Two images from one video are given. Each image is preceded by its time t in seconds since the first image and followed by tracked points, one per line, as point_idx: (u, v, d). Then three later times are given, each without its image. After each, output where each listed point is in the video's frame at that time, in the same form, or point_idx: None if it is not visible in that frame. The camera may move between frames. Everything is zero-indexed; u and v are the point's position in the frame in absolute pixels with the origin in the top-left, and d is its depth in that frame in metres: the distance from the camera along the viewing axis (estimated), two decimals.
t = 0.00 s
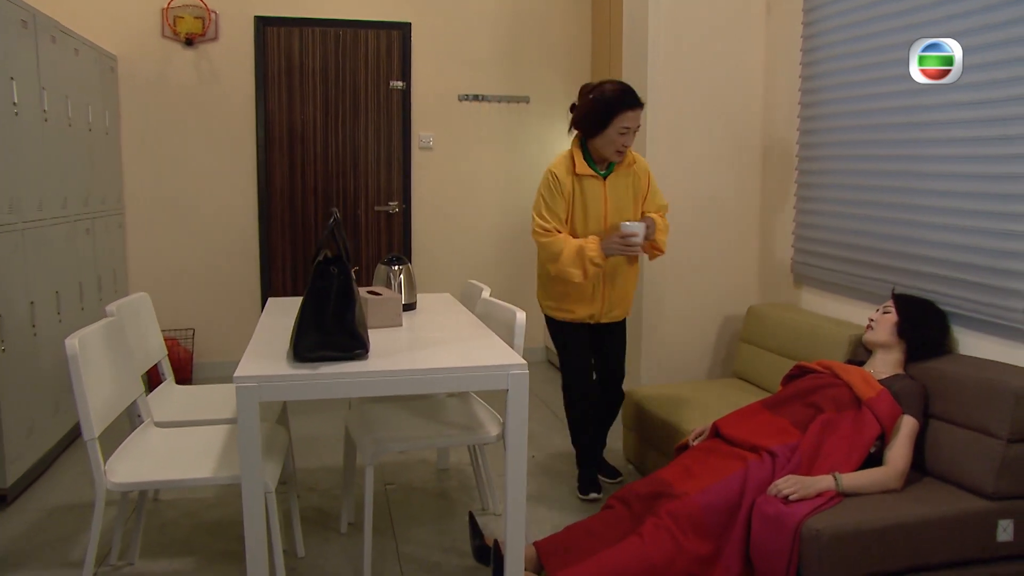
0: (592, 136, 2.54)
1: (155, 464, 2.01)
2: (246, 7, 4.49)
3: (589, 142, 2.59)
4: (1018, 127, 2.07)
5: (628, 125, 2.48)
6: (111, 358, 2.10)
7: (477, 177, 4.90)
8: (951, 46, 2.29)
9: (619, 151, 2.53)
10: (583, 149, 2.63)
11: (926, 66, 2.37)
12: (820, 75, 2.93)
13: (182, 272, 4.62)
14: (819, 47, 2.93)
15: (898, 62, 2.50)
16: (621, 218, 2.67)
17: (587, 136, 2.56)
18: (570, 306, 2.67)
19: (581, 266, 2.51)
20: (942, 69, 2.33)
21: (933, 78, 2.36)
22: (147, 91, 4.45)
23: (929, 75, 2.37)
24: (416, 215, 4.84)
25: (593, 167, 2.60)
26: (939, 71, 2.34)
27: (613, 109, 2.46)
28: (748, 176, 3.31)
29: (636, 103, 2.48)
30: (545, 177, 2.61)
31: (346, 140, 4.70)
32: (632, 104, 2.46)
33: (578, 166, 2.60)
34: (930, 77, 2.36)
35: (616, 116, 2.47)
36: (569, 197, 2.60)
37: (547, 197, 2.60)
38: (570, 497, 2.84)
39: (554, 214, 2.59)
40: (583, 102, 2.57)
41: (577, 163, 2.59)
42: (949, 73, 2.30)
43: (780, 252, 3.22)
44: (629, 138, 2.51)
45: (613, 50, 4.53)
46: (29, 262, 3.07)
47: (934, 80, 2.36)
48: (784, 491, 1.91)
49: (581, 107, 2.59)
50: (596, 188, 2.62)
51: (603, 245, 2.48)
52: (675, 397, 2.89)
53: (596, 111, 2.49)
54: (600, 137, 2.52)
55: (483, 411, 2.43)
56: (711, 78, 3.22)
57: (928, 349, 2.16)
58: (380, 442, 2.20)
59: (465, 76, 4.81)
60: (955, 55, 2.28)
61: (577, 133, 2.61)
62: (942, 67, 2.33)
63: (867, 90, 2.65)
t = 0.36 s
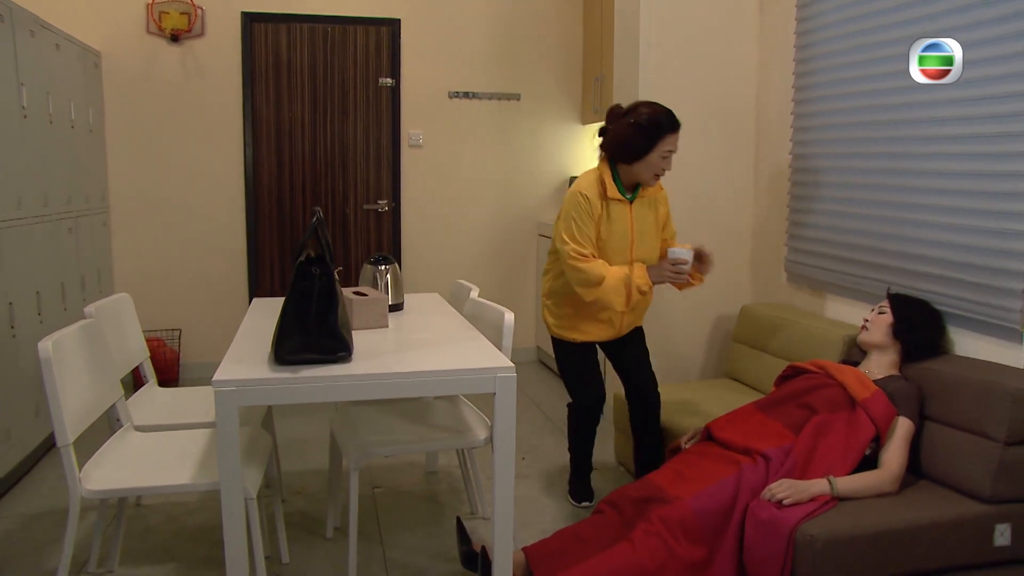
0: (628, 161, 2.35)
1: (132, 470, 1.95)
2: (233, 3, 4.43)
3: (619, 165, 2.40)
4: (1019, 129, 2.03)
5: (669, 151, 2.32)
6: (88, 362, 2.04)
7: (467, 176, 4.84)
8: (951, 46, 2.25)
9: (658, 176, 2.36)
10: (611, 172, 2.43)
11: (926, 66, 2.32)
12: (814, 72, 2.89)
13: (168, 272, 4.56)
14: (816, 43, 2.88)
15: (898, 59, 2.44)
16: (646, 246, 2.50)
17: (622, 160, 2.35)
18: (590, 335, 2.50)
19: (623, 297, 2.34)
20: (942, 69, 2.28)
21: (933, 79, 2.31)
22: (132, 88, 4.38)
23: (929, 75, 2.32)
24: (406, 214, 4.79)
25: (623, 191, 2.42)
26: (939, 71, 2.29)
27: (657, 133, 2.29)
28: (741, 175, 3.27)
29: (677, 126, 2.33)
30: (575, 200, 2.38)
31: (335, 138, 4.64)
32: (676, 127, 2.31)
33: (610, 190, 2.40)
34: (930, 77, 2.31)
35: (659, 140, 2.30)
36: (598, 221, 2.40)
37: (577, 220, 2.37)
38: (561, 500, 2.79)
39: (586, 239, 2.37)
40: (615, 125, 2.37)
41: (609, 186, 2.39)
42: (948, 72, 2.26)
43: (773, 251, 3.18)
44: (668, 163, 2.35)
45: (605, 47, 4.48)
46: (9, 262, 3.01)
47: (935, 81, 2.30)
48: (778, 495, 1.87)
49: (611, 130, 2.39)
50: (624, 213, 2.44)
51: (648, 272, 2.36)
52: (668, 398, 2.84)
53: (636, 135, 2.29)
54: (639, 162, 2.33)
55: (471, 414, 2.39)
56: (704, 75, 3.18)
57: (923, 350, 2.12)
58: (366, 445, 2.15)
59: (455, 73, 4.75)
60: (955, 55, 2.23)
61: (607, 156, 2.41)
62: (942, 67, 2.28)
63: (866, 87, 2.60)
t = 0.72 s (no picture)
0: (666, 199, 2.25)
1: (107, 475, 1.89)
2: None
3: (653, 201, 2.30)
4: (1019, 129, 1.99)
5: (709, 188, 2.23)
6: (62, 364, 1.98)
7: (457, 172, 4.79)
8: (950, 45, 2.20)
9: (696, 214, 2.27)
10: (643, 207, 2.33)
11: (925, 65, 2.26)
12: (807, 67, 2.85)
13: (153, 270, 4.49)
14: (811, 38, 2.82)
15: (896, 55, 2.39)
16: (679, 281, 2.41)
17: (659, 199, 2.26)
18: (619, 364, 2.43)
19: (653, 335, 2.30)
20: (942, 70, 2.23)
21: (933, 79, 2.25)
22: (116, 83, 4.30)
23: (927, 75, 2.27)
24: (395, 211, 4.73)
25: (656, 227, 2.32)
26: (938, 70, 2.24)
27: (697, 172, 2.18)
28: (734, 172, 3.22)
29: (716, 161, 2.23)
30: (607, 237, 2.26)
31: (323, 134, 4.57)
32: (715, 163, 2.20)
33: (643, 227, 2.30)
34: (928, 76, 2.26)
35: (699, 178, 2.19)
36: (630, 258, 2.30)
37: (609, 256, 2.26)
38: (551, 501, 2.75)
39: (618, 276, 2.27)
40: (650, 163, 2.26)
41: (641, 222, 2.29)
42: (947, 72, 2.20)
43: (766, 248, 3.14)
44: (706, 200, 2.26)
45: (596, 42, 4.43)
46: None
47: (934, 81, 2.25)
48: (771, 498, 1.82)
49: (645, 166, 2.28)
50: (656, 249, 2.34)
51: (685, 310, 2.29)
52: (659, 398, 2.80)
53: (674, 174, 2.19)
54: (678, 201, 2.24)
55: (459, 415, 2.34)
56: (696, 70, 3.13)
57: (920, 350, 2.09)
58: (350, 448, 2.10)
59: (445, 69, 4.69)
60: (955, 55, 2.18)
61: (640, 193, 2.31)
62: (942, 67, 2.23)
63: (863, 82, 2.54)
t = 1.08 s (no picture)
0: (660, 252, 2.15)
1: (82, 480, 1.83)
2: None
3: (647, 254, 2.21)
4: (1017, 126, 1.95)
5: (701, 237, 2.13)
6: (37, 366, 1.92)
7: (447, 168, 4.74)
8: (950, 45, 2.14)
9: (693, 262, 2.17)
10: (638, 261, 2.25)
11: (925, 65, 2.20)
12: (801, 62, 2.81)
13: (138, 268, 4.42)
14: (805, 30, 2.78)
15: (892, 49, 2.35)
16: (687, 326, 2.31)
17: (652, 252, 2.17)
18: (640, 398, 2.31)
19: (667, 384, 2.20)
20: (942, 70, 2.17)
21: (933, 79, 2.19)
22: (98, 77, 4.23)
23: (928, 75, 2.20)
24: (384, 207, 4.67)
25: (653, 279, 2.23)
26: (938, 71, 2.18)
27: (686, 222, 2.09)
28: (726, 168, 3.18)
29: (706, 207, 2.14)
30: (605, 293, 2.21)
31: (310, 130, 4.51)
32: (705, 213, 2.11)
33: (639, 280, 2.22)
34: (928, 77, 2.20)
35: (689, 229, 2.10)
36: (630, 311, 2.22)
37: (608, 313, 2.21)
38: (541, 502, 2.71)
39: (622, 330, 2.20)
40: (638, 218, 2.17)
41: (636, 275, 2.21)
42: (948, 72, 2.15)
43: (758, 245, 3.11)
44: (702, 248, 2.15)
45: (587, 37, 4.38)
46: None
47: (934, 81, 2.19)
48: (764, 501, 1.79)
49: (633, 221, 2.20)
50: (657, 299, 2.24)
51: (697, 352, 2.19)
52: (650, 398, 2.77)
53: (663, 228, 2.10)
54: (672, 253, 2.14)
55: (446, 416, 2.29)
56: (688, 65, 3.09)
57: (917, 351, 2.04)
58: (334, 450, 2.05)
59: (434, 64, 4.64)
60: (955, 55, 2.13)
61: (632, 247, 2.22)
62: (942, 67, 2.17)
63: (858, 75, 2.50)
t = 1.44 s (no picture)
0: (658, 265, 2.25)
1: (58, 482, 1.78)
2: None
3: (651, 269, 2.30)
4: (1015, 120, 1.91)
5: (698, 251, 2.19)
6: (11, 364, 1.86)
7: (437, 162, 4.68)
8: (950, 45, 2.09)
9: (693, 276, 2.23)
10: (645, 276, 2.34)
11: (925, 65, 2.15)
12: (795, 54, 2.76)
13: (123, 263, 4.35)
14: (800, 20, 2.73)
15: (888, 39, 2.30)
16: (695, 340, 2.35)
17: (652, 266, 2.27)
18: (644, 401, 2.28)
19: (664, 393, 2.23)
20: (942, 70, 2.12)
21: (933, 79, 2.14)
22: (81, 69, 4.14)
23: (928, 76, 2.15)
24: (373, 201, 4.62)
25: (658, 293, 2.31)
26: (939, 71, 2.12)
27: (678, 236, 2.17)
28: (718, 161, 3.14)
29: (702, 223, 2.21)
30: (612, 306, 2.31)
31: (298, 123, 4.45)
32: (700, 226, 2.18)
33: (644, 294, 2.30)
34: (928, 77, 2.15)
35: (682, 242, 2.18)
36: (636, 323, 2.30)
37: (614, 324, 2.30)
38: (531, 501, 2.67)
39: (626, 340, 2.28)
40: (638, 233, 2.28)
41: (640, 288, 2.31)
42: (947, 72, 2.09)
43: (751, 240, 3.07)
44: (701, 261, 2.21)
45: (579, 29, 4.33)
46: None
47: (935, 81, 2.13)
48: (758, 501, 1.75)
49: (635, 238, 2.31)
50: (663, 313, 2.31)
51: (697, 360, 2.20)
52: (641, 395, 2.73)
53: (656, 242, 2.20)
54: (669, 266, 2.23)
55: (434, 414, 2.25)
56: (681, 57, 3.04)
57: (914, 347, 2.00)
58: (319, 450, 2.00)
59: (423, 56, 4.57)
60: (956, 55, 2.07)
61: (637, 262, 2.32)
62: (942, 68, 2.12)
63: (854, 66, 2.45)
